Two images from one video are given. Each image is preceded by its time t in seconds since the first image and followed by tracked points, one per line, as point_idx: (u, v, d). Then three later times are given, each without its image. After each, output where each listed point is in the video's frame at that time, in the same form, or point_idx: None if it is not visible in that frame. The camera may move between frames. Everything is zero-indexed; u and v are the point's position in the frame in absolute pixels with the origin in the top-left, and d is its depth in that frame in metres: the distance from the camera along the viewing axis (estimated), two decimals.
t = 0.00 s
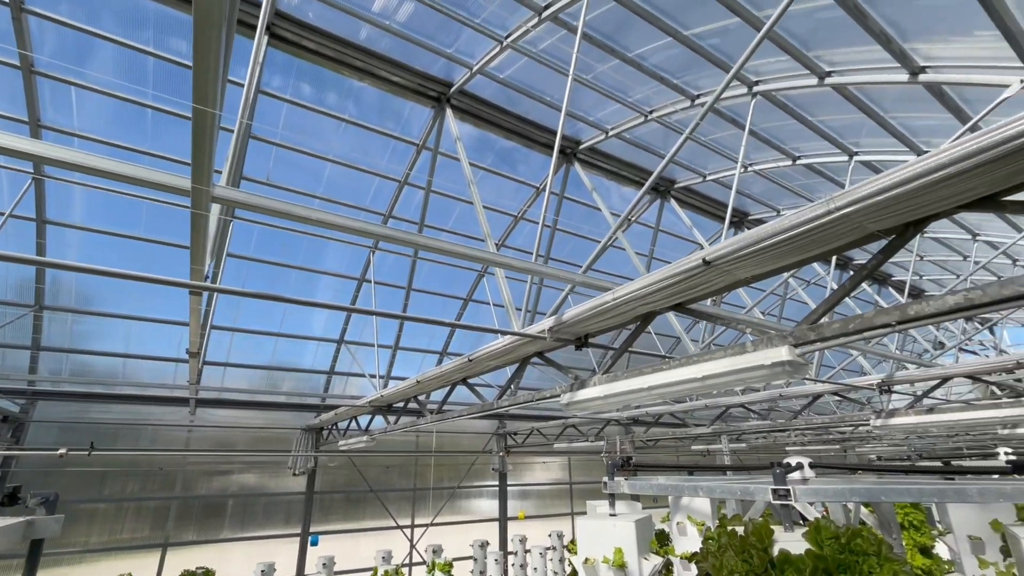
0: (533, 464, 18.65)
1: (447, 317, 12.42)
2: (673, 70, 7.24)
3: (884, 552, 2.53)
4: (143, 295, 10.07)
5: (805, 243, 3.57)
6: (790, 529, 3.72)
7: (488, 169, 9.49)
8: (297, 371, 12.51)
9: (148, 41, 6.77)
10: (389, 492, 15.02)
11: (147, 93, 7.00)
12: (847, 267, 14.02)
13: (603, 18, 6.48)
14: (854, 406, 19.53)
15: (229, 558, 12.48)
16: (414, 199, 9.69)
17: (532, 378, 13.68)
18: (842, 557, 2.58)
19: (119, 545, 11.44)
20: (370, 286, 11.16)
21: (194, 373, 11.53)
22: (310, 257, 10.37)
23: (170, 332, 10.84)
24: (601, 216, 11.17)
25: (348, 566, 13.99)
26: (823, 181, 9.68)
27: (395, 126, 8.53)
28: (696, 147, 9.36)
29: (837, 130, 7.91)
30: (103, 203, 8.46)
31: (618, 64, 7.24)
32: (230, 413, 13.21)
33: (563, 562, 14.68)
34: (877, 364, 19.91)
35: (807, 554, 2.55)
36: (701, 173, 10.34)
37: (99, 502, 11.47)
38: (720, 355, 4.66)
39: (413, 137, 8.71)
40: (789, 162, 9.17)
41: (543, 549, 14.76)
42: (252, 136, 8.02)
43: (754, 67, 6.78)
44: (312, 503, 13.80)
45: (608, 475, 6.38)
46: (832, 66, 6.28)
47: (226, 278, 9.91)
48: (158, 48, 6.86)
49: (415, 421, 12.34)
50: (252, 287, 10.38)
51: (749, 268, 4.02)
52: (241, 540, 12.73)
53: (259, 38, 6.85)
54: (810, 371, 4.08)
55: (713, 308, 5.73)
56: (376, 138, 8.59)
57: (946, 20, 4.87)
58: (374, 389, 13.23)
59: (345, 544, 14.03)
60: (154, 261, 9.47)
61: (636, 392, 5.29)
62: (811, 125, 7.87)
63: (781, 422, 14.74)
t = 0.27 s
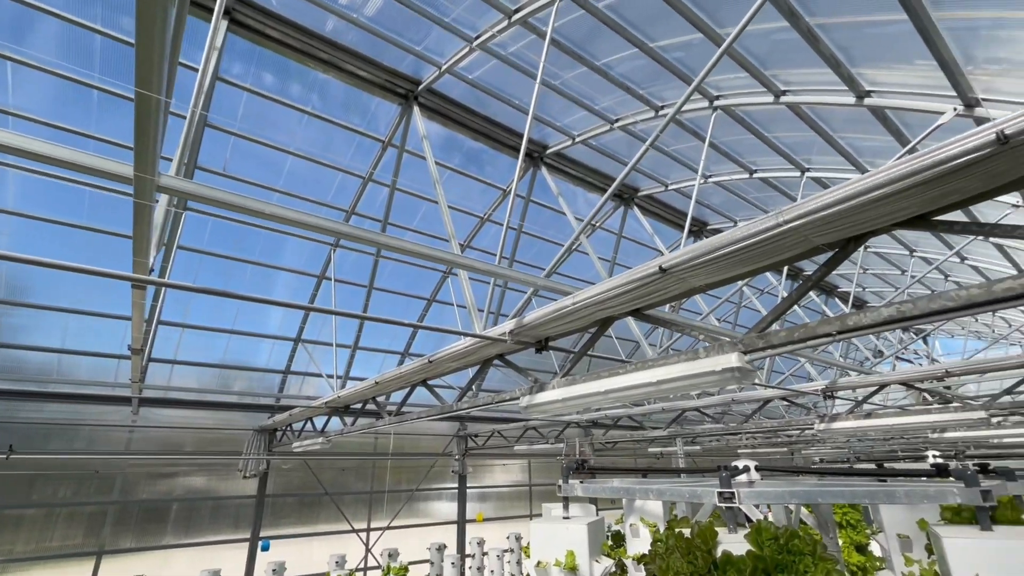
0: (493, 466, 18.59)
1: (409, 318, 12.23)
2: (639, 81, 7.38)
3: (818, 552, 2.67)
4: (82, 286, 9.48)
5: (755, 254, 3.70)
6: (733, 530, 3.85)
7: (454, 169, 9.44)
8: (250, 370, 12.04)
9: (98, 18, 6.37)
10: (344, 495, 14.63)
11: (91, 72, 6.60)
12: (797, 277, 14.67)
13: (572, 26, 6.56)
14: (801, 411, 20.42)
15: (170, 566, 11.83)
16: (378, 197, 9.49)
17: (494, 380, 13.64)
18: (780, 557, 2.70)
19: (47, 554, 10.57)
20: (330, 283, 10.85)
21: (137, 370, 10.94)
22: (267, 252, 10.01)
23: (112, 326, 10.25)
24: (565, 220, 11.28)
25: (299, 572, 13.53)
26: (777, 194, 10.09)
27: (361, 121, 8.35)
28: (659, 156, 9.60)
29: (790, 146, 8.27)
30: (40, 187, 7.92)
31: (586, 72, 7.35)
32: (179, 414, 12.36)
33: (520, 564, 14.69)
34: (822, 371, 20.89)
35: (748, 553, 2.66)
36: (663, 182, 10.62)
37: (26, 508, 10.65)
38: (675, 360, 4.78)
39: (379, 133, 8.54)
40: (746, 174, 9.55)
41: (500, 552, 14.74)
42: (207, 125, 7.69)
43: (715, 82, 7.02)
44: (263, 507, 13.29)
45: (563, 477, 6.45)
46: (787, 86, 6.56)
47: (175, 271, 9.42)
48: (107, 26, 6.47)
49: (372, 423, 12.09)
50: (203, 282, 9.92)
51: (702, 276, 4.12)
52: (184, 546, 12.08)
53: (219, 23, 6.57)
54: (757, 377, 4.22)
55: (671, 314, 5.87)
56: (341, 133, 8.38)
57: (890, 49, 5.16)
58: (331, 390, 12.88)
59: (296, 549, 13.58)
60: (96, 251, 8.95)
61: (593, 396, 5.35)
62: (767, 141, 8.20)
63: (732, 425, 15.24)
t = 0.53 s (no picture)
0: (451, 469, 18.43)
1: (369, 318, 11.98)
2: (605, 90, 7.50)
3: (757, 553, 2.78)
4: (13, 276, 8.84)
5: (708, 264, 3.81)
6: (679, 533, 3.94)
7: (420, 168, 9.33)
8: (198, 368, 11.49)
9: None
10: (297, 498, 14.16)
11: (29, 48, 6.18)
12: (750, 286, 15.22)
13: (541, 31, 6.61)
14: (751, 415, 21.19)
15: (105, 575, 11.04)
16: (341, 192, 9.25)
17: (455, 382, 13.53)
18: (722, 558, 2.81)
19: None
20: (287, 280, 10.49)
21: (73, 367, 10.25)
22: (220, 246, 9.59)
23: (47, 319, 9.58)
24: (529, 224, 11.33)
25: None
26: (733, 206, 10.45)
27: (325, 114, 8.13)
28: (623, 165, 9.79)
29: (747, 160, 8.59)
30: None
31: (554, 77, 7.42)
32: (118, 414, 11.61)
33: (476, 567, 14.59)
34: (771, 377, 21.77)
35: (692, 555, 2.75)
36: (626, 191, 10.83)
37: None
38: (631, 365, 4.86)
39: (344, 128, 8.34)
40: (704, 185, 9.82)
41: (456, 556, 14.62)
42: (158, 110, 7.30)
43: (678, 94, 7.21)
44: (209, 512, 12.70)
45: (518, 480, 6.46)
46: (745, 102, 6.81)
47: (120, 262, 8.89)
48: None
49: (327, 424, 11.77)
50: (149, 276, 9.42)
51: (657, 284, 4.21)
52: (122, 554, 11.26)
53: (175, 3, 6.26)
54: (708, 383, 4.34)
55: (630, 320, 5.99)
56: (303, 125, 8.14)
57: (840, 73, 5.42)
58: (285, 390, 12.46)
59: (244, 555, 13.04)
60: (30, 239, 8.36)
61: (551, 399, 5.38)
62: (725, 155, 8.49)
63: (686, 429, 15.66)
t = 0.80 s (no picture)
0: (409, 471, 18.18)
1: (326, 316, 11.67)
2: (572, 96, 7.58)
3: (702, 555, 2.86)
4: None
5: (667, 271, 3.89)
6: (628, 535, 3.99)
7: (385, 165, 9.18)
8: (141, 365, 10.89)
9: None
10: (245, 502, 13.61)
11: None
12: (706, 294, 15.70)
13: (510, 34, 6.63)
14: (704, 419, 21.81)
15: None
16: (301, 186, 8.99)
17: (414, 383, 13.35)
18: (668, 560, 2.87)
19: None
20: (240, 274, 10.09)
21: None
22: (169, 236, 9.14)
23: None
24: (494, 226, 11.33)
25: None
26: (692, 216, 10.76)
27: (286, 104, 7.89)
28: (588, 171, 9.94)
29: (706, 173, 8.86)
30: None
31: (522, 81, 7.46)
32: (49, 412, 10.85)
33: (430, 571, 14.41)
34: (724, 382, 22.49)
35: (640, 557, 2.80)
36: (591, 197, 11.05)
37: None
38: (589, 369, 4.90)
39: (306, 120, 8.11)
40: (665, 195, 10.07)
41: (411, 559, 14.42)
42: (105, 91, 6.90)
43: (643, 104, 7.37)
44: (148, 516, 12.03)
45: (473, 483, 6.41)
46: (705, 116, 7.02)
47: (56, 250, 8.32)
48: None
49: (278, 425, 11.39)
50: (89, 266, 8.86)
51: (615, 290, 4.26)
52: (48, 562, 10.50)
53: None
54: (661, 387, 4.40)
55: (591, 324, 6.06)
56: (263, 115, 7.86)
57: (794, 93, 5.66)
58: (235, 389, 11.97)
59: (185, 562, 12.42)
60: None
61: (509, 402, 5.36)
62: (685, 166, 8.73)
63: (642, 432, 15.99)
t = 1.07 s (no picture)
0: (365, 473, 17.82)
1: (281, 313, 11.30)
2: (541, 100, 7.62)
3: (652, 555, 2.94)
4: None
5: (628, 276, 3.95)
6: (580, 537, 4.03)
7: (349, 160, 8.98)
8: (77, 360, 10.24)
9: None
10: (187, 505, 13.00)
11: None
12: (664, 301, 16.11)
13: (481, 35, 6.62)
14: (658, 423, 22.33)
15: None
16: (258, 177, 8.68)
17: (372, 383, 13.09)
18: (619, 561, 2.93)
19: None
20: (190, 266, 9.64)
21: None
22: (113, 224, 8.64)
23: None
24: (459, 227, 11.26)
25: None
26: (652, 224, 11.02)
27: (245, 91, 7.59)
28: (554, 176, 10.02)
29: (668, 183, 9.09)
30: None
31: (491, 82, 7.47)
32: None
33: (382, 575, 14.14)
34: (679, 387, 23.12)
35: (591, 557, 2.84)
36: (556, 202, 11.16)
37: None
38: (547, 371, 4.93)
39: (266, 108, 7.83)
40: (627, 203, 10.28)
41: (363, 564, 14.10)
42: (45, 65, 6.47)
43: (609, 113, 7.51)
44: (79, 522, 11.28)
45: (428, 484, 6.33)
46: (668, 127, 7.21)
47: None
48: None
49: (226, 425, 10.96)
50: (21, 252, 8.28)
51: (574, 294, 4.30)
52: None
53: None
54: (617, 390, 4.46)
55: (551, 327, 6.11)
56: (220, 101, 7.54)
57: (751, 109, 5.87)
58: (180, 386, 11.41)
59: (120, 569, 11.73)
60: None
61: (466, 403, 5.33)
62: (647, 175, 8.93)
63: (599, 434, 16.22)
